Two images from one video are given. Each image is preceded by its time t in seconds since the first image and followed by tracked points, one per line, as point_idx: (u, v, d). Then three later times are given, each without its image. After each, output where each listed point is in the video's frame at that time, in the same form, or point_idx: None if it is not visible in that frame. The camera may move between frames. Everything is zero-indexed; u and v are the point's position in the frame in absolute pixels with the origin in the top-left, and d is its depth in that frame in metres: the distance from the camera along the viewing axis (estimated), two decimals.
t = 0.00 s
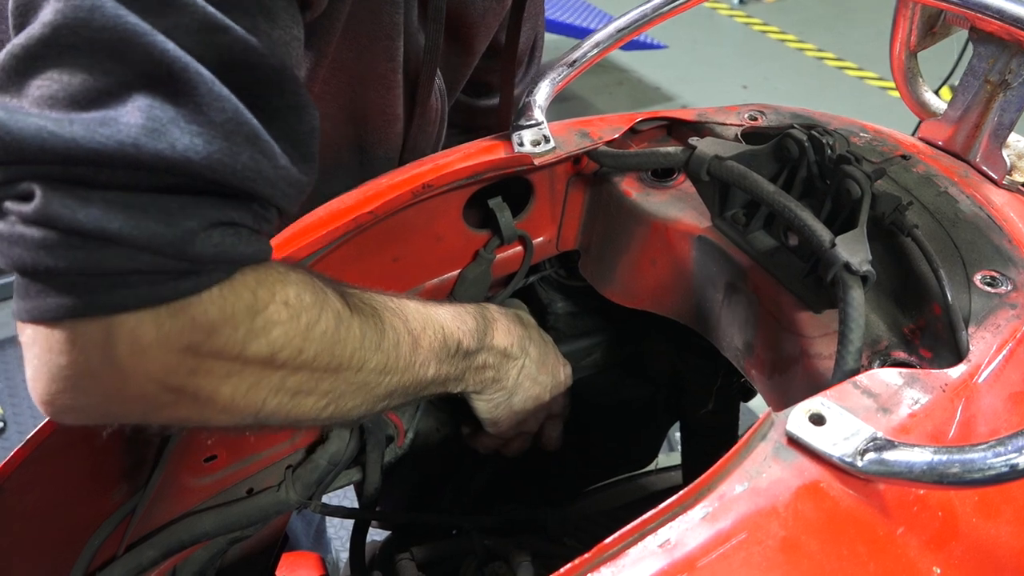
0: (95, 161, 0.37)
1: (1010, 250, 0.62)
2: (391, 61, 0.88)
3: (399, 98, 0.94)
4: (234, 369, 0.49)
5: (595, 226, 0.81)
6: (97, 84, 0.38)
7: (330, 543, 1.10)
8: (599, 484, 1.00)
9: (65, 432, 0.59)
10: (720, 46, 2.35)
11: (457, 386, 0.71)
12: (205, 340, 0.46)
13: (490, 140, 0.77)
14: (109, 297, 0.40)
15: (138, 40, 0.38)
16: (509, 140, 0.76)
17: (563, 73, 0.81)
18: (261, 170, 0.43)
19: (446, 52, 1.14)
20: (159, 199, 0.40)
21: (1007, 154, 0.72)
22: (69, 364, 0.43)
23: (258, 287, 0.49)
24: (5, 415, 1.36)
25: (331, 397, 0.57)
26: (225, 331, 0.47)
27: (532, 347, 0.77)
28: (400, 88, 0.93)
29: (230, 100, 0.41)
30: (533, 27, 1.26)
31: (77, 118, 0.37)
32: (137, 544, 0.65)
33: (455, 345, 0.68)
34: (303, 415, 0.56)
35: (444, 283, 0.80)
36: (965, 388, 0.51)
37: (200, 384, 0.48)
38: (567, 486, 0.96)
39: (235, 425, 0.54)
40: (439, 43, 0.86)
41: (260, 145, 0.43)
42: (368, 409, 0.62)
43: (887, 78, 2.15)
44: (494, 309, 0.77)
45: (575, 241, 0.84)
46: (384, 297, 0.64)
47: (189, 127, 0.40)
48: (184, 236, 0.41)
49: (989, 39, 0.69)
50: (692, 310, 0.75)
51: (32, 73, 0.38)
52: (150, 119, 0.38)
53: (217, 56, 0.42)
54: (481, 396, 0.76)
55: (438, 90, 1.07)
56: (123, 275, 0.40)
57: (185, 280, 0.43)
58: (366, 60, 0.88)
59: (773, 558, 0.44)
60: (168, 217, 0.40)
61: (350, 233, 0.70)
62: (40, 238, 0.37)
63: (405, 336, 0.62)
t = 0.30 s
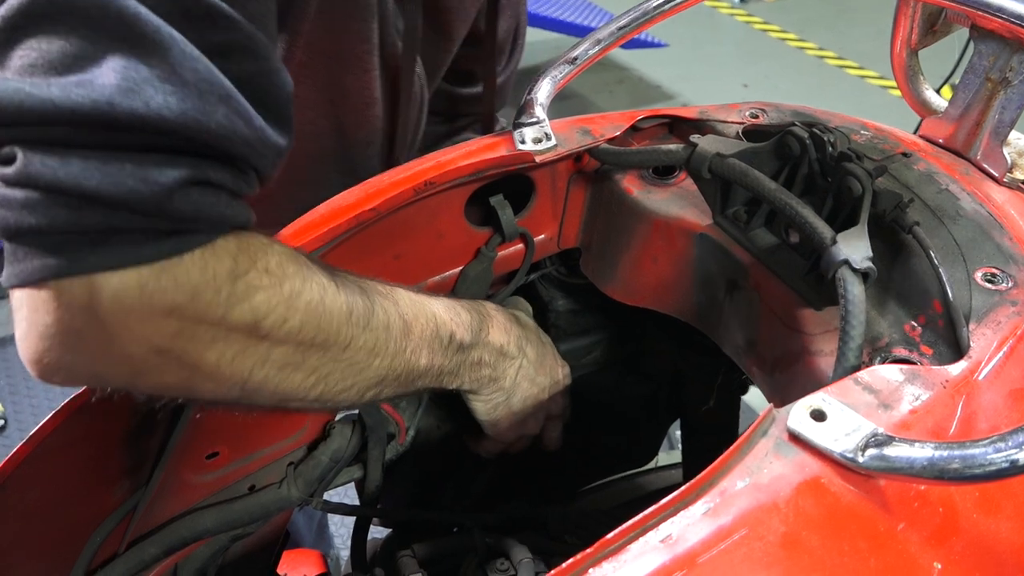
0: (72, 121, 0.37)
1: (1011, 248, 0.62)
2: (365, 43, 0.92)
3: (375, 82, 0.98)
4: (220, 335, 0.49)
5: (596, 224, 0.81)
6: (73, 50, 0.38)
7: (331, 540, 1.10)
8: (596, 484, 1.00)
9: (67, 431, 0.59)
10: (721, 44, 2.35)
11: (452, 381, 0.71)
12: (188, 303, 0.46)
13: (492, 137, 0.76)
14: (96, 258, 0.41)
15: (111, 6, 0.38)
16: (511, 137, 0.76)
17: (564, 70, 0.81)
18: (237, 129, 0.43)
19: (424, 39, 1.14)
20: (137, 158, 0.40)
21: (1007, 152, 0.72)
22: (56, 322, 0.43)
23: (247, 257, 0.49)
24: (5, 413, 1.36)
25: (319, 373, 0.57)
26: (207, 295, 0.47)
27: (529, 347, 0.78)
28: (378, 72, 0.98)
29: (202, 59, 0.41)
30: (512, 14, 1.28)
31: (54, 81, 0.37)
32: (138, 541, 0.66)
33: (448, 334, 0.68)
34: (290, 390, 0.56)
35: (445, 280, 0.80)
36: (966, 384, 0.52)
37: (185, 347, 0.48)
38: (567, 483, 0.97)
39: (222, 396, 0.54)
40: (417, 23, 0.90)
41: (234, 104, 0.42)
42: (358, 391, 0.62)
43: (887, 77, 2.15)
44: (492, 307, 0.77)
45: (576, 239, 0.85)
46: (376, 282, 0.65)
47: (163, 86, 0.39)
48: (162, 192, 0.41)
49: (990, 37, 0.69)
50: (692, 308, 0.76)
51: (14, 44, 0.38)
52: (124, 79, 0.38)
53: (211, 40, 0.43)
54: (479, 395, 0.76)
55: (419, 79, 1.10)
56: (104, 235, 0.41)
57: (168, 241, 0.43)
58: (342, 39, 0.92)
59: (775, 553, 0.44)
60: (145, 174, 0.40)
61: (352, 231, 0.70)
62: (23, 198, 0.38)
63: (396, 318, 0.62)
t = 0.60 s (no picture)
0: (43, 95, 0.38)
1: (1011, 245, 0.62)
2: (326, 36, 0.97)
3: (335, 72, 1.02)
4: (204, 316, 0.49)
5: (596, 221, 0.81)
6: (40, 30, 0.39)
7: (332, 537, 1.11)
8: (593, 484, 1.01)
9: (67, 428, 0.59)
10: (720, 42, 2.35)
11: (445, 380, 0.71)
12: (168, 279, 0.46)
13: (490, 135, 0.77)
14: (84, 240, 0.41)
15: None
16: (511, 135, 0.76)
17: (565, 68, 0.81)
18: (204, 100, 0.43)
19: (390, 37, 1.29)
20: (108, 132, 0.40)
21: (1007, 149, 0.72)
22: (40, 301, 0.43)
23: (228, 240, 0.50)
24: (5, 410, 1.36)
25: (304, 361, 0.57)
26: (187, 272, 0.47)
27: (524, 349, 0.78)
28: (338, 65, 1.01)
29: (161, 31, 0.42)
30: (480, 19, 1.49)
31: (24, 61, 0.38)
32: (139, 538, 0.65)
33: (440, 330, 0.68)
34: (275, 377, 0.56)
35: (445, 277, 0.80)
36: (966, 381, 0.52)
37: (170, 327, 0.48)
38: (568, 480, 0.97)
39: (207, 382, 0.53)
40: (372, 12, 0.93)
41: (197, 74, 0.43)
42: (346, 383, 0.62)
43: (887, 74, 2.14)
44: (489, 309, 0.77)
45: (576, 236, 0.84)
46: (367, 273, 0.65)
47: (127, 58, 0.40)
48: (134, 165, 0.40)
49: (991, 33, 0.69)
50: (693, 306, 0.76)
51: None
52: (89, 52, 0.39)
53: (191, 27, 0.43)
54: (473, 396, 0.76)
55: (379, 72, 1.14)
56: (84, 210, 0.41)
57: (145, 218, 0.43)
58: (302, 33, 0.96)
59: (775, 550, 0.44)
60: (116, 147, 0.40)
61: (352, 228, 0.70)
62: None
63: (384, 309, 0.62)
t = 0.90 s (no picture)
0: (38, 72, 0.39)
1: (1011, 243, 0.62)
2: (309, 26, 0.96)
3: (321, 62, 1.02)
4: (204, 295, 0.49)
5: (595, 220, 0.81)
6: (32, 8, 0.40)
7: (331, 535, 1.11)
8: (593, 483, 1.01)
9: (65, 426, 0.59)
10: (718, 39, 2.35)
11: (444, 375, 0.71)
12: (165, 255, 0.46)
13: (490, 133, 0.77)
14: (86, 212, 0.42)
15: None
16: (511, 133, 0.76)
17: (564, 66, 0.80)
18: (195, 72, 0.43)
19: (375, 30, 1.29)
20: (103, 106, 0.40)
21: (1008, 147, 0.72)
22: (46, 277, 0.43)
23: (229, 222, 0.50)
24: (5, 410, 1.36)
25: (303, 348, 0.57)
26: (184, 248, 0.47)
27: (523, 346, 0.78)
28: (323, 55, 1.01)
29: (151, 7, 0.42)
30: (466, 13, 1.50)
31: (17, 38, 0.39)
32: (137, 537, 0.65)
33: (438, 322, 0.68)
34: (275, 363, 0.56)
35: (445, 276, 0.79)
36: (966, 379, 0.51)
37: (170, 306, 0.47)
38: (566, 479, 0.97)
39: (207, 368, 0.53)
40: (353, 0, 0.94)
41: (188, 48, 0.43)
42: (345, 372, 0.61)
43: (887, 72, 2.14)
44: (487, 306, 0.77)
45: (576, 234, 0.84)
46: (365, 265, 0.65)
47: (118, 32, 0.40)
48: (128, 139, 0.40)
49: (991, 31, 0.69)
50: (692, 304, 0.75)
51: None
52: (80, 27, 0.39)
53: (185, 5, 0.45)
54: (473, 392, 0.75)
55: (362, 63, 1.14)
56: (88, 180, 0.41)
57: (144, 194, 0.43)
58: (286, 23, 0.95)
59: (776, 549, 0.44)
60: (111, 120, 0.40)
61: (351, 227, 0.70)
62: None
63: (382, 298, 0.62)
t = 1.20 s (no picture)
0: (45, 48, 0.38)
1: (1012, 243, 0.62)
2: (305, 19, 0.95)
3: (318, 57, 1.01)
4: (209, 279, 0.49)
5: (595, 219, 0.81)
6: None
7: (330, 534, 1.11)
8: (598, 480, 1.03)
9: (65, 425, 0.59)
10: (717, 38, 2.34)
11: (446, 371, 0.71)
12: (171, 237, 0.46)
13: (490, 132, 0.76)
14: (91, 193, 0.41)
15: None
16: (511, 131, 0.76)
17: (564, 64, 0.80)
18: (199, 48, 0.44)
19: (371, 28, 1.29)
20: (108, 83, 0.40)
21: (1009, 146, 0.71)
22: (50, 258, 0.42)
23: (234, 206, 0.51)
24: (4, 409, 1.36)
25: (307, 337, 0.57)
26: (190, 230, 0.47)
27: (523, 344, 0.78)
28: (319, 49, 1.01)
29: None
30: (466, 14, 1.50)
31: (16, 16, 0.38)
32: (136, 537, 0.64)
33: (440, 316, 0.68)
34: (279, 352, 0.55)
35: (444, 276, 0.79)
36: (967, 380, 0.51)
37: (176, 290, 0.47)
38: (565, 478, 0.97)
39: (211, 355, 0.52)
40: None
41: (190, 24, 0.44)
42: (348, 364, 0.61)
43: (886, 70, 2.14)
44: (487, 304, 0.77)
45: (575, 233, 0.84)
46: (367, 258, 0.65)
47: (121, 7, 0.41)
48: (136, 116, 0.41)
49: (993, 30, 0.69)
50: (692, 303, 0.75)
51: None
52: (84, 2, 0.39)
53: None
54: (474, 389, 0.75)
55: (358, 56, 1.13)
56: (90, 162, 0.41)
57: (150, 174, 0.43)
58: (283, 16, 0.94)
59: (776, 551, 0.44)
60: (118, 98, 0.40)
61: (351, 227, 0.70)
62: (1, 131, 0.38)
63: (385, 290, 0.62)
